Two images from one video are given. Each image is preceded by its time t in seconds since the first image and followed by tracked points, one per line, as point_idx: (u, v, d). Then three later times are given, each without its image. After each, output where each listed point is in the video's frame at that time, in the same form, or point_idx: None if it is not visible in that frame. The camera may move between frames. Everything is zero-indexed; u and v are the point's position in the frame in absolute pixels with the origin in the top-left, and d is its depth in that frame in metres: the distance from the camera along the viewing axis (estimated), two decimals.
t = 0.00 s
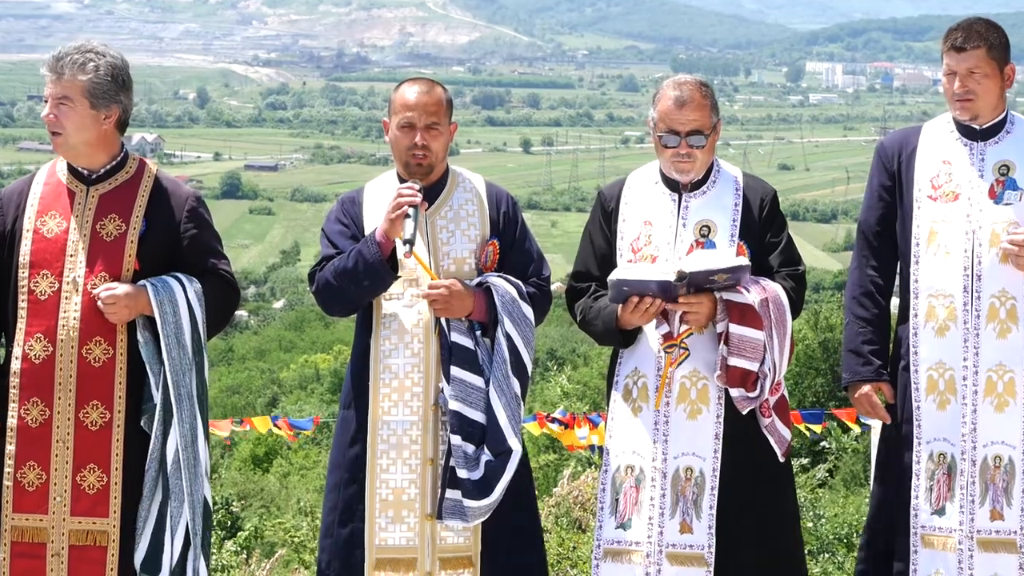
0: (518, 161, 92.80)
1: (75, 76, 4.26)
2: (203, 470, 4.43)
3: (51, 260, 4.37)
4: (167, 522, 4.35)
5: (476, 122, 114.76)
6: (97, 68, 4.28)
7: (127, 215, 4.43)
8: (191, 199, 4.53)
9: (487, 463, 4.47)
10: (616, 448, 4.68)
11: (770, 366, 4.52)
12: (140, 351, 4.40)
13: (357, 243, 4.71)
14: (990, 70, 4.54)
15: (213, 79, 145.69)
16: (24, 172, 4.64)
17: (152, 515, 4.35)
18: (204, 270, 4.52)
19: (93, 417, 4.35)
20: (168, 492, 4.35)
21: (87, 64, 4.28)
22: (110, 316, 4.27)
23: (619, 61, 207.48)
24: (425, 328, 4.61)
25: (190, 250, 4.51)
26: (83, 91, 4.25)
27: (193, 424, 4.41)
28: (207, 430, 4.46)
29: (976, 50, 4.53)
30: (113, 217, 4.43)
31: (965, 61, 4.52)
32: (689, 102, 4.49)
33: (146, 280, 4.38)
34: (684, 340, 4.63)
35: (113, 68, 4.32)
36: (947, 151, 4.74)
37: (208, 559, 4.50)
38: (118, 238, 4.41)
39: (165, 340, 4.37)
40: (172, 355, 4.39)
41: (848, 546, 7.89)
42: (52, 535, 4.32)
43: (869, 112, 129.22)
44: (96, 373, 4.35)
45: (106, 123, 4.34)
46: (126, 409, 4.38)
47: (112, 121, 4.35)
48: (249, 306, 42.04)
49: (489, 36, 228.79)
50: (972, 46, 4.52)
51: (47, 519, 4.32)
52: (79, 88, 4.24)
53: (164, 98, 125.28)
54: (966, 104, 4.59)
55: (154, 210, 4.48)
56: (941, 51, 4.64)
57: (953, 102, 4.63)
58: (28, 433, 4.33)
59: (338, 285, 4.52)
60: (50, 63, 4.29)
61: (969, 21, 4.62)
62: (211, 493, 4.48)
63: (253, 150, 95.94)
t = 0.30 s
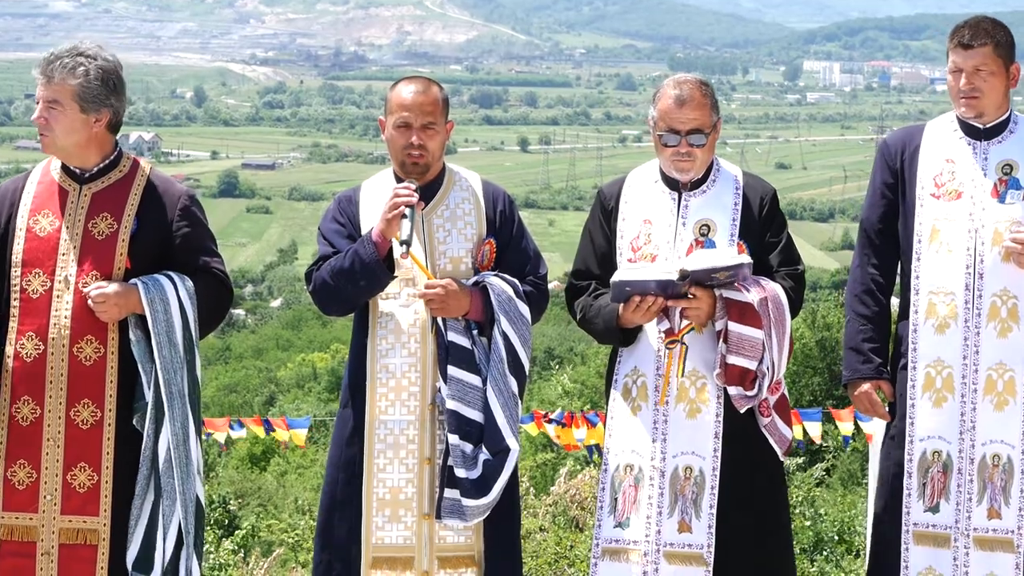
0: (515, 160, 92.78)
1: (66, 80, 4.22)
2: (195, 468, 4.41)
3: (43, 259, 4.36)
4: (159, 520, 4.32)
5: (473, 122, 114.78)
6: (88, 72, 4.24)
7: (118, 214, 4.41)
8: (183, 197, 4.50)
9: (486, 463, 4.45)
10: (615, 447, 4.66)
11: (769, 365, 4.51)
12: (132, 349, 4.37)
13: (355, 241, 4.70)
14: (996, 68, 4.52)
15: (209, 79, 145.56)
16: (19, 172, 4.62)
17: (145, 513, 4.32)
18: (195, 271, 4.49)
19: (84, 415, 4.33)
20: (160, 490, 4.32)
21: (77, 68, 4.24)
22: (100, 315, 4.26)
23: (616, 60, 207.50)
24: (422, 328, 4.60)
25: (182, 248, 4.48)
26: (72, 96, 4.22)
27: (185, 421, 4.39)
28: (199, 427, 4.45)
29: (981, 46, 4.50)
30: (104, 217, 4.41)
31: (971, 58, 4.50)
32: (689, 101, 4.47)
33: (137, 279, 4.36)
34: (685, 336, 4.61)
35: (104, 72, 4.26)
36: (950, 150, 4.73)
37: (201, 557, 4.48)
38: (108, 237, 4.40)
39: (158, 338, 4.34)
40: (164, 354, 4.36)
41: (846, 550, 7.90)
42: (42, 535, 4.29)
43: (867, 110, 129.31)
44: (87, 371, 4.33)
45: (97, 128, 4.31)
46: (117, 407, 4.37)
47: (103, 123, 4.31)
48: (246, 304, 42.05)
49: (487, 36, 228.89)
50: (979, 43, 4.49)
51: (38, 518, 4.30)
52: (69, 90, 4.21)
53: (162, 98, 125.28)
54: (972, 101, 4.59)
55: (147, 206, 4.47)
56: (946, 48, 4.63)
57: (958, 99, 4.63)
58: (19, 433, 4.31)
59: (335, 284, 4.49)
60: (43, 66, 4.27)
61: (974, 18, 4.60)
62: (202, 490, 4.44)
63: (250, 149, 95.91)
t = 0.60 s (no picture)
0: (517, 159, 92.80)
1: (56, 85, 4.16)
2: (196, 464, 4.40)
3: (44, 254, 4.35)
4: (160, 515, 4.32)
5: (474, 121, 114.82)
6: (77, 77, 4.16)
7: (120, 213, 4.40)
8: (182, 194, 4.49)
9: (486, 461, 4.44)
10: (617, 445, 4.65)
11: (772, 366, 4.49)
12: (134, 345, 4.36)
13: (354, 241, 4.68)
14: (1013, 66, 4.54)
15: (211, 78, 145.73)
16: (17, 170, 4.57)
17: (146, 507, 4.32)
18: (194, 266, 4.48)
19: (83, 411, 4.32)
20: (159, 484, 4.31)
21: (67, 73, 4.16)
22: (102, 311, 4.25)
23: (618, 59, 207.51)
24: (423, 327, 4.58)
25: (182, 244, 4.48)
26: (63, 101, 4.15)
27: (186, 416, 4.37)
28: (200, 424, 4.44)
29: (996, 44, 4.52)
30: (104, 213, 4.39)
31: (989, 55, 4.52)
32: (692, 101, 4.45)
33: (138, 277, 4.34)
34: (688, 336, 4.61)
35: (94, 76, 4.19)
36: (963, 149, 4.71)
37: (202, 553, 4.47)
38: (110, 234, 4.38)
39: (159, 333, 4.33)
40: (165, 349, 4.35)
41: (847, 551, 7.93)
42: (38, 528, 4.29)
43: (868, 109, 129.24)
44: (88, 367, 4.32)
45: (90, 130, 4.26)
46: (118, 404, 4.36)
47: (96, 128, 4.26)
48: (248, 303, 42.11)
49: (489, 34, 228.90)
50: (997, 41, 4.52)
51: (35, 513, 4.29)
52: (59, 94, 4.14)
53: (164, 97, 125.53)
54: (988, 99, 4.60)
55: (146, 207, 4.44)
56: (962, 48, 4.64)
57: (974, 96, 4.63)
58: (19, 426, 4.30)
59: (335, 283, 4.49)
60: (33, 72, 4.20)
61: (987, 17, 4.62)
62: (203, 486, 4.44)
63: (252, 148, 95.98)
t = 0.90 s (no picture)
0: (518, 159, 92.74)
1: (59, 85, 4.14)
2: (202, 463, 4.38)
3: (50, 250, 4.33)
4: (167, 514, 4.31)
5: (475, 120, 114.76)
6: (82, 76, 4.14)
7: (125, 210, 4.38)
8: (184, 193, 4.48)
9: (483, 460, 4.43)
10: (619, 446, 4.64)
11: (775, 367, 4.48)
12: (139, 343, 4.36)
13: (351, 241, 4.67)
14: None
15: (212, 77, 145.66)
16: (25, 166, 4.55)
17: (149, 504, 4.30)
18: (197, 265, 4.47)
19: (86, 408, 4.29)
20: (167, 483, 4.30)
21: (71, 73, 4.15)
22: (110, 310, 4.24)
23: (619, 58, 207.43)
24: (420, 327, 4.56)
25: (185, 243, 4.47)
26: (69, 101, 4.12)
27: (193, 415, 4.37)
28: (205, 422, 4.42)
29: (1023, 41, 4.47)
30: (111, 210, 4.37)
31: (1016, 52, 4.47)
32: (694, 101, 4.44)
33: (145, 274, 4.34)
34: (691, 336, 4.59)
35: (98, 75, 4.16)
36: (982, 150, 4.66)
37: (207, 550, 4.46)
38: (117, 231, 4.37)
39: (166, 332, 4.32)
40: (172, 347, 4.34)
41: (850, 552, 7.91)
42: (37, 522, 4.25)
43: (869, 109, 129.14)
44: (92, 366, 4.31)
45: (94, 130, 4.25)
46: (120, 401, 4.34)
47: (99, 128, 4.25)
48: (248, 302, 42.07)
49: (490, 33, 228.82)
50: None
51: (35, 508, 4.26)
52: (65, 88, 4.12)
53: (165, 96, 125.43)
54: (1013, 97, 4.54)
55: (150, 206, 4.43)
56: (987, 45, 4.58)
57: (999, 95, 4.57)
58: (21, 421, 4.28)
59: (332, 283, 4.47)
60: (37, 71, 4.19)
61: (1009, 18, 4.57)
62: (209, 484, 4.43)
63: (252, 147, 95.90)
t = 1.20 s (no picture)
0: (515, 159, 92.78)
1: (57, 85, 4.14)
2: (202, 462, 4.40)
3: (49, 249, 4.33)
4: (166, 513, 4.31)
5: (471, 121, 114.84)
6: (79, 80, 4.15)
7: (124, 210, 4.40)
8: (183, 193, 4.49)
9: (470, 461, 4.44)
10: (614, 446, 4.66)
11: (774, 367, 4.49)
12: (138, 342, 4.37)
13: (340, 241, 4.68)
14: None
15: (209, 77, 145.72)
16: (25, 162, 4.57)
17: (148, 507, 4.31)
18: (195, 264, 4.49)
19: (84, 407, 4.31)
20: (166, 483, 4.31)
21: (68, 77, 4.15)
22: (108, 309, 4.26)
23: (616, 59, 207.47)
24: (406, 327, 4.57)
25: (183, 243, 4.48)
26: (70, 102, 4.12)
27: (194, 414, 4.38)
28: (206, 420, 4.43)
29: None
30: (111, 210, 4.39)
31: None
32: (690, 102, 4.45)
33: (144, 274, 4.35)
34: (684, 337, 4.61)
35: (96, 77, 4.17)
36: (1002, 150, 4.54)
37: (209, 548, 4.48)
38: (116, 231, 4.39)
39: (165, 332, 4.33)
40: (171, 348, 4.35)
41: (845, 553, 7.95)
42: (37, 521, 4.26)
43: (866, 110, 129.34)
44: (91, 364, 4.32)
45: (92, 131, 4.26)
46: (119, 399, 4.35)
47: (97, 128, 4.25)
48: (245, 302, 42.11)
49: (488, 33, 228.85)
50: None
51: (34, 506, 4.27)
52: (65, 86, 4.12)
53: (161, 96, 125.50)
54: None
55: (147, 207, 4.44)
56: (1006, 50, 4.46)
57: None
58: (18, 422, 4.29)
59: (320, 283, 4.48)
60: (35, 72, 4.20)
61: None
62: (210, 484, 4.45)
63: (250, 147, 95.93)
